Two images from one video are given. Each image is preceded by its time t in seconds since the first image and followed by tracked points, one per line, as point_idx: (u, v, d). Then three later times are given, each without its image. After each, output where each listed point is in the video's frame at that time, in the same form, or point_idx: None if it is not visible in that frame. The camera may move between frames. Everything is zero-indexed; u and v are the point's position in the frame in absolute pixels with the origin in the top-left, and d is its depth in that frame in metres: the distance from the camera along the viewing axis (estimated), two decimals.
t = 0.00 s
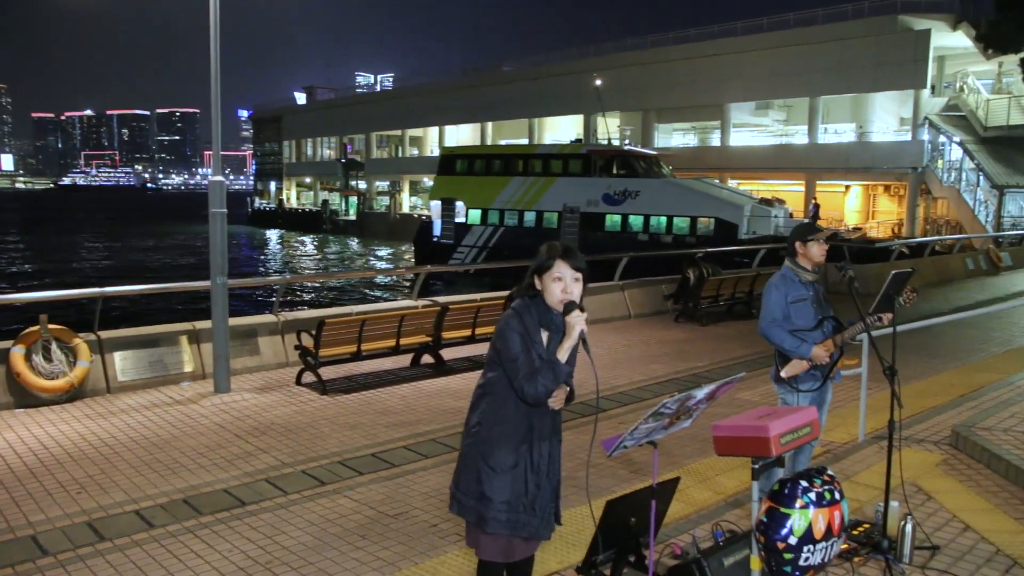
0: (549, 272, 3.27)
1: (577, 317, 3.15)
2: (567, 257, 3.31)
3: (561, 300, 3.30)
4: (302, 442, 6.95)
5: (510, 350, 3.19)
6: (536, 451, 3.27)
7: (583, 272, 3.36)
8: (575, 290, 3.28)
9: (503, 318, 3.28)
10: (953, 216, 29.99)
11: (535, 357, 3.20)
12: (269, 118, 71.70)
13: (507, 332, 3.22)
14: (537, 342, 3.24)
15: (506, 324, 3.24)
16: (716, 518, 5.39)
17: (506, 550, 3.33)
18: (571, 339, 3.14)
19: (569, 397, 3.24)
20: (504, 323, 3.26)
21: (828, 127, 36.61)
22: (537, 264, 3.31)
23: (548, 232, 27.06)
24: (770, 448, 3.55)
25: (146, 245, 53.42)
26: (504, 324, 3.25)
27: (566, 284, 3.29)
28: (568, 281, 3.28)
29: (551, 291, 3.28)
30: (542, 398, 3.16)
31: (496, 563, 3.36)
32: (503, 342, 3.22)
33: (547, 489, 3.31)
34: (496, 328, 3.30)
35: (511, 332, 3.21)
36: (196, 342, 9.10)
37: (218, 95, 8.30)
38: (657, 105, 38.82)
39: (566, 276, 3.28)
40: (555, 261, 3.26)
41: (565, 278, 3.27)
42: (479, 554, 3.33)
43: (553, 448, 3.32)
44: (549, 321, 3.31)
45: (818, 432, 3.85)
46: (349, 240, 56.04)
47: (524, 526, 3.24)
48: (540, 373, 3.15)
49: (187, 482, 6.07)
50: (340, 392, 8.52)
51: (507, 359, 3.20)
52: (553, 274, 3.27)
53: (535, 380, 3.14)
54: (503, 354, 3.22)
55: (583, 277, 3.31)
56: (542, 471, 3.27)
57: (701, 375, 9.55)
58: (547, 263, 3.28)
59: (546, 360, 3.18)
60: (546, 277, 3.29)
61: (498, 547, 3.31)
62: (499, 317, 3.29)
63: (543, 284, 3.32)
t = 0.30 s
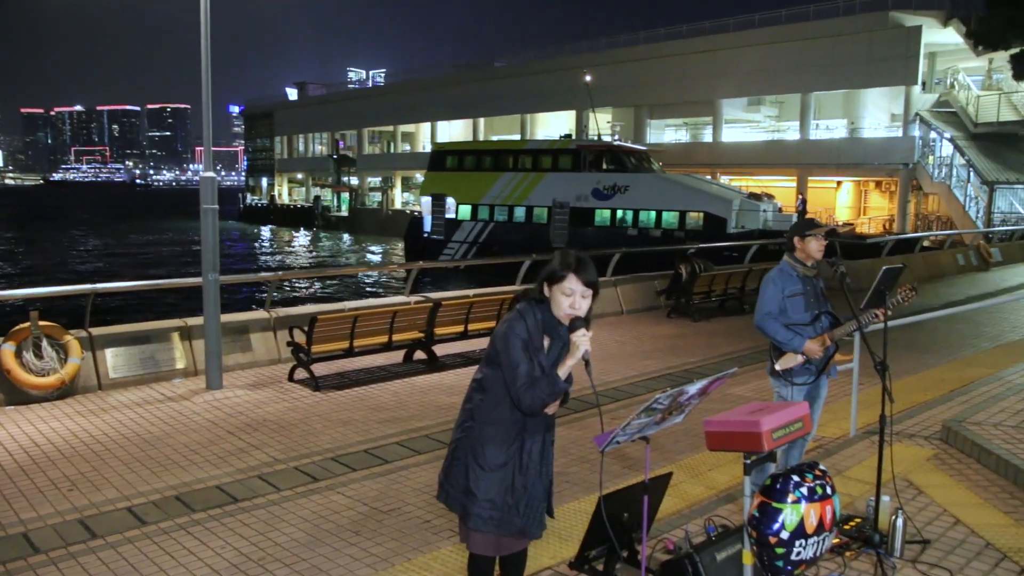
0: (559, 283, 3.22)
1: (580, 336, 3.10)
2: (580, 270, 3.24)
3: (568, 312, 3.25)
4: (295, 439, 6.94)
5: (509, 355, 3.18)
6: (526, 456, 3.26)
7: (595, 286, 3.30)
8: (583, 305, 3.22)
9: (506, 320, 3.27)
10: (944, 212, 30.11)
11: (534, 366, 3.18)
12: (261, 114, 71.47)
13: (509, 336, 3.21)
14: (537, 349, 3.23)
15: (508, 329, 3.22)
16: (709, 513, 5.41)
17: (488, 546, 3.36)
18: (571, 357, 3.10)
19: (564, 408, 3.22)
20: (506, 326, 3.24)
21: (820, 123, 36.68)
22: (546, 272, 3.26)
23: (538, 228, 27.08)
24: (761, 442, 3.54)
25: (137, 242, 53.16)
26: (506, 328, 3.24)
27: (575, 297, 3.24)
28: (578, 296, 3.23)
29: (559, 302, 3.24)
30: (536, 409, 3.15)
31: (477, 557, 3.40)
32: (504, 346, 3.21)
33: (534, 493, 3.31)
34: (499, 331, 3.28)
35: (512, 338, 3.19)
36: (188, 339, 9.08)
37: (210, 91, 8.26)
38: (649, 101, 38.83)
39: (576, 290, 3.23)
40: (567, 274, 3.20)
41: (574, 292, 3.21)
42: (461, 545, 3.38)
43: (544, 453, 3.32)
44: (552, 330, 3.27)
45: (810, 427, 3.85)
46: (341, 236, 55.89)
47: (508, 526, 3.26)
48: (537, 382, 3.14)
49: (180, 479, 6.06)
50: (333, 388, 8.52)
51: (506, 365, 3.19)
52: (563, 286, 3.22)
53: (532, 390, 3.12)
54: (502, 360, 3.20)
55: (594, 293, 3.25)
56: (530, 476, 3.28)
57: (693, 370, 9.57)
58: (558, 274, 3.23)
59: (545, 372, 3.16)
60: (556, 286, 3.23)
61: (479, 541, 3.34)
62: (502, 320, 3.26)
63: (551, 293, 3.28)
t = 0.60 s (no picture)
0: (564, 295, 3.19)
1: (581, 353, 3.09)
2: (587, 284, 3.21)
3: (571, 325, 3.23)
4: (288, 435, 6.94)
5: (508, 361, 3.17)
6: (518, 461, 3.28)
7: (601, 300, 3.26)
8: (587, 320, 3.20)
9: (507, 325, 3.24)
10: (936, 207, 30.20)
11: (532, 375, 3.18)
12: (254, 109, 71.24)
13: (509, 342, 3.19)
14: (537, 358, 3.22)
15: (508, 334, 3.20)
16: (702, 508, 5.42)
17: (473, 543, 3.39)
18: (571, 373, 3.09)
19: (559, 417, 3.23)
20: (505, 331, 3.22)
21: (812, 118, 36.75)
22: (553, 283, 3.21)
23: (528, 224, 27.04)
24: (754, 438, 3.54)
25: (129, 238, 52.93)
26: (506, 333, 3.21)
27: (580, 311, 3.21)
28: (582, 310, 3.20)
29: (563, 315, 3.21)
30: (533, 419, 3.15)
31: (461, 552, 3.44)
32: (504, 353, 3.19)
33: (524, 497, 3.33)
34: (499, 335, 3.26)
35: (512, 346, 3.18)
36: (181, 335, 9.05)
37: (202, 86, 8.24)
38: (643, 96, 38.81)
39: (581, 305, 3.20)
40: (574, 288, 3.17)
41: (579, 307, 3.19)
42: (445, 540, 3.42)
43: (536, 458, 3.33)
44: (554, 339, 3.26)
45: (803, 421, 3.85)
46: (335, 232, 55.77)
47: (494, 528, 3.29)
48: (535, 392, 3.14)
49: (173, 475, 6.05)
50: (327, 384, 8.51)
51: (504, 369, 3.18)
52: (569, 299, 3.19)
53: (530, 401, 3.12)
54: (501, 367, 3.19)
55: (598, 307, 3.23)
56: (520, 480, 3.29)
57: (686, 366, 9.59)
58: (565, 286, 3.19)
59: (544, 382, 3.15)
60: (562, 297, 3.20)
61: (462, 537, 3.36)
62: (503, 325, 3.24)
63: (555, 304, 3.25)
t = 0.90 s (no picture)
0: (559, 300, 3.16)
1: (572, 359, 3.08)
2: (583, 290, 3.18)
3: (564, 329, 3.21)
4: (279, 431, 6.93)
5: (498, 363, 3.17)
6: (504, 460, 3.29)
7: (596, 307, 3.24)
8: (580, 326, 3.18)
9: (499, 325, 3.23)
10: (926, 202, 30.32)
11: (521, 376, 3.17)
12: (245, 105, 70.96)
13: (500, 343, 3.18)
14: (527, 361, 3.21)
15: (499, 335, 3.20)
16: (693, 502, 5.45)
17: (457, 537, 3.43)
18: (559, 379, 3.08)
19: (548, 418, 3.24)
20: (497, 331, 3.22)
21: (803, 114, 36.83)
22: (549, 287, 3.18)
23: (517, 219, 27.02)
24: (745, 431, 3.54)
25: (119, 234, 52.63)
26: (498, 333, 3.20)
27: (574, 318, 3.19)
28: (575, 317, 3.18)
29: (557, 318, 3.19)
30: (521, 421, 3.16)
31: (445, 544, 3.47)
32: (494, 353, 3.19)
33: (508, 495, 3.35)
34: (490, 334, 3.25)
35: (503, 347, 3.17)
36: (171, 331, 9.03)
37: (192, 81, 8.20)
38: (634, 91, 38.82)
39: (576, 312, 3.18)
40: (571, 294, 3.13)
41: (574, 313, 3.16)
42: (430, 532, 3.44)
43: (523, 457, 3.34)
44: (546, 342, 3.25)
45: (793, 415, 3.86)
46: (326, 228, 55.62)
47: (478, 524, 3.31)
48: (523, 395, 3.14)
49: (164, 471, 6.04)
50: (317, 379, 8.51)
51: (494, 369, 3.18)
52: (564, 306, 3.16)
53: (519, 403, 3.12)
54: (491, 368, 3.19)
55: (593, 314, 3.20)
56: (506, 478, 3.31)
57: (677, 360, 9.62)
58: (562, 292, 3.15)
59: (533, 385, 3.15)
60: (556, 303, 3.18)
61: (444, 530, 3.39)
62: (494, 324, 3.23)
63: (550, 308, 3.22)
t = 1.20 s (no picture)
0: (546, 295, 3.14)
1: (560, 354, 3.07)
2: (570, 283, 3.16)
3: (550, 323, 3.20)
4: (269, 426, 6.92)
5: (484, 358, 3.16)
6: (492, 455, 3.29)
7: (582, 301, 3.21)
8: (566, 320, 3.17)
9: (485, 320, 3.22)
10: (913, 197, 30.46)
11: (507, 370, 3.17)
12: (232, 99, 70.56)
13: (485, 338, 3.17)
14: (513, 355, 3.20)
15: (485, 330, 3.18)
16: (682, 495, 5.46)
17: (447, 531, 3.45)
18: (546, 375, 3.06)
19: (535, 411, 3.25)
20: (482, 325, 3.21)
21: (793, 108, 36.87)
22: (535, 282, 3.16)
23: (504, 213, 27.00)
24: (734, 425, 3.55)
25: (106, 229, 52.29)
26: (483, 327, 3.19)
27: (560, 312, 3.17)
28: (562, 311, 3.16)
29: (543, 313, 3.18)
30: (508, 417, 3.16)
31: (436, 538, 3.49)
32: (480, 349, 3.18)
33: (497, 488, 3.37)
34: (476, 329, 3.24)
35: (489, 342, 3.16)
36: (160, 327, 8.98)
37: (179, 76, 8.15)
38: (624, 86, 38.81)
39: (563, 307, 3.15)
40: (557, 288, 3.12)
41: (561, 307, 3.15)
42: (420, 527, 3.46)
43: (511, 450, 3.35)
44: (532, 336, 3.24)
45: (783, 408, 3.87)
46: (315, 223, 55.39)
47: (465, 519, 3.32)
48: (510, 390, 3.14)
49: (153, 468, 6.02)
50: (307, 375, 8.50)
51: (480, 366, 3.18)
52: (551, 300, 3.14)
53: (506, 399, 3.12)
54: (477, 364, 3.18)
55: (579, 307, 3.19)
56: (495, 471, 3.32)
57: (667, 354, 9.65)
58: (548, 286, 3.13)
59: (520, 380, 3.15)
60: (543, 297, 3.16)
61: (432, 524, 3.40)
62: (480, 319, 3.21)
63: (536, 301, 3.21)
